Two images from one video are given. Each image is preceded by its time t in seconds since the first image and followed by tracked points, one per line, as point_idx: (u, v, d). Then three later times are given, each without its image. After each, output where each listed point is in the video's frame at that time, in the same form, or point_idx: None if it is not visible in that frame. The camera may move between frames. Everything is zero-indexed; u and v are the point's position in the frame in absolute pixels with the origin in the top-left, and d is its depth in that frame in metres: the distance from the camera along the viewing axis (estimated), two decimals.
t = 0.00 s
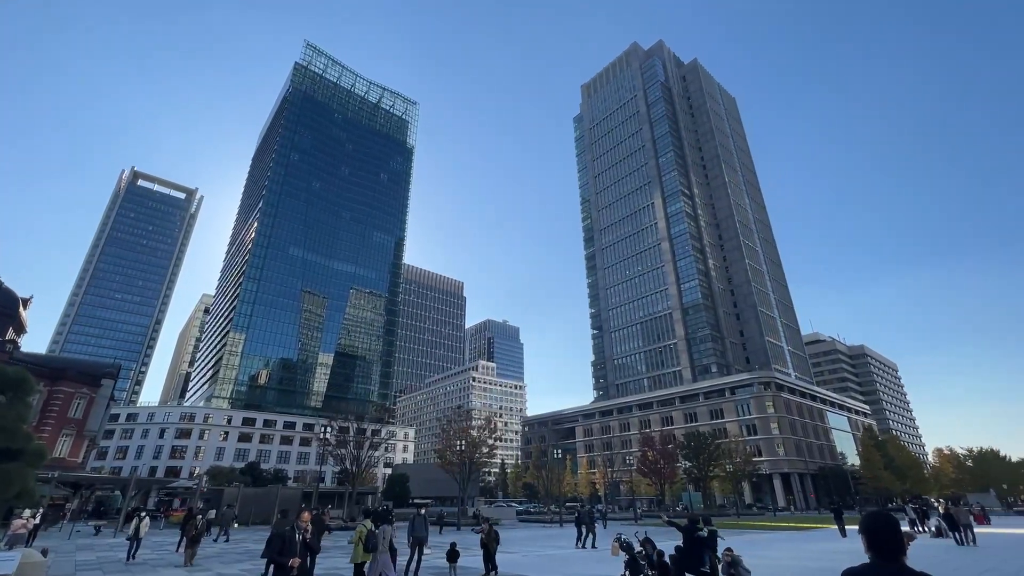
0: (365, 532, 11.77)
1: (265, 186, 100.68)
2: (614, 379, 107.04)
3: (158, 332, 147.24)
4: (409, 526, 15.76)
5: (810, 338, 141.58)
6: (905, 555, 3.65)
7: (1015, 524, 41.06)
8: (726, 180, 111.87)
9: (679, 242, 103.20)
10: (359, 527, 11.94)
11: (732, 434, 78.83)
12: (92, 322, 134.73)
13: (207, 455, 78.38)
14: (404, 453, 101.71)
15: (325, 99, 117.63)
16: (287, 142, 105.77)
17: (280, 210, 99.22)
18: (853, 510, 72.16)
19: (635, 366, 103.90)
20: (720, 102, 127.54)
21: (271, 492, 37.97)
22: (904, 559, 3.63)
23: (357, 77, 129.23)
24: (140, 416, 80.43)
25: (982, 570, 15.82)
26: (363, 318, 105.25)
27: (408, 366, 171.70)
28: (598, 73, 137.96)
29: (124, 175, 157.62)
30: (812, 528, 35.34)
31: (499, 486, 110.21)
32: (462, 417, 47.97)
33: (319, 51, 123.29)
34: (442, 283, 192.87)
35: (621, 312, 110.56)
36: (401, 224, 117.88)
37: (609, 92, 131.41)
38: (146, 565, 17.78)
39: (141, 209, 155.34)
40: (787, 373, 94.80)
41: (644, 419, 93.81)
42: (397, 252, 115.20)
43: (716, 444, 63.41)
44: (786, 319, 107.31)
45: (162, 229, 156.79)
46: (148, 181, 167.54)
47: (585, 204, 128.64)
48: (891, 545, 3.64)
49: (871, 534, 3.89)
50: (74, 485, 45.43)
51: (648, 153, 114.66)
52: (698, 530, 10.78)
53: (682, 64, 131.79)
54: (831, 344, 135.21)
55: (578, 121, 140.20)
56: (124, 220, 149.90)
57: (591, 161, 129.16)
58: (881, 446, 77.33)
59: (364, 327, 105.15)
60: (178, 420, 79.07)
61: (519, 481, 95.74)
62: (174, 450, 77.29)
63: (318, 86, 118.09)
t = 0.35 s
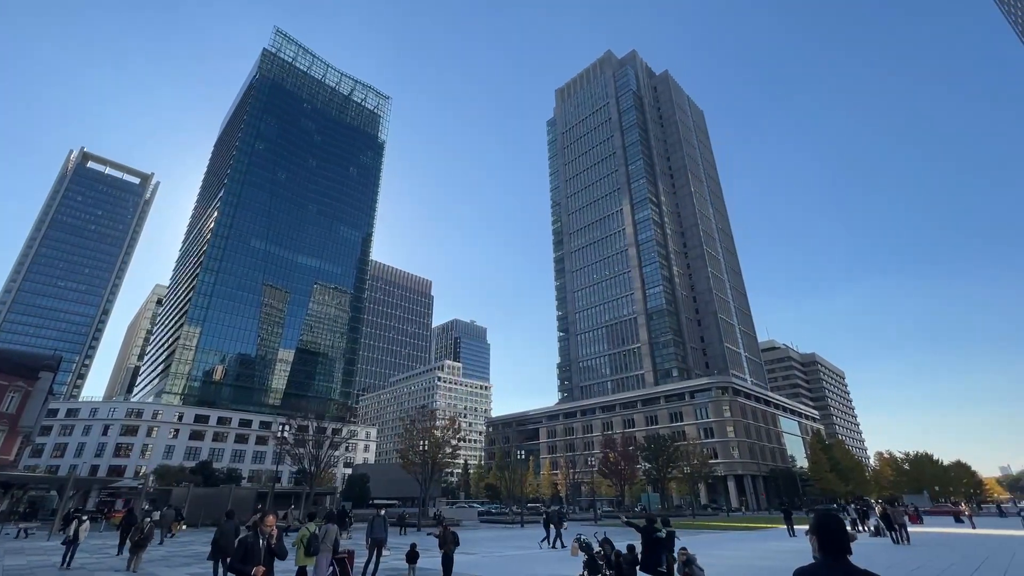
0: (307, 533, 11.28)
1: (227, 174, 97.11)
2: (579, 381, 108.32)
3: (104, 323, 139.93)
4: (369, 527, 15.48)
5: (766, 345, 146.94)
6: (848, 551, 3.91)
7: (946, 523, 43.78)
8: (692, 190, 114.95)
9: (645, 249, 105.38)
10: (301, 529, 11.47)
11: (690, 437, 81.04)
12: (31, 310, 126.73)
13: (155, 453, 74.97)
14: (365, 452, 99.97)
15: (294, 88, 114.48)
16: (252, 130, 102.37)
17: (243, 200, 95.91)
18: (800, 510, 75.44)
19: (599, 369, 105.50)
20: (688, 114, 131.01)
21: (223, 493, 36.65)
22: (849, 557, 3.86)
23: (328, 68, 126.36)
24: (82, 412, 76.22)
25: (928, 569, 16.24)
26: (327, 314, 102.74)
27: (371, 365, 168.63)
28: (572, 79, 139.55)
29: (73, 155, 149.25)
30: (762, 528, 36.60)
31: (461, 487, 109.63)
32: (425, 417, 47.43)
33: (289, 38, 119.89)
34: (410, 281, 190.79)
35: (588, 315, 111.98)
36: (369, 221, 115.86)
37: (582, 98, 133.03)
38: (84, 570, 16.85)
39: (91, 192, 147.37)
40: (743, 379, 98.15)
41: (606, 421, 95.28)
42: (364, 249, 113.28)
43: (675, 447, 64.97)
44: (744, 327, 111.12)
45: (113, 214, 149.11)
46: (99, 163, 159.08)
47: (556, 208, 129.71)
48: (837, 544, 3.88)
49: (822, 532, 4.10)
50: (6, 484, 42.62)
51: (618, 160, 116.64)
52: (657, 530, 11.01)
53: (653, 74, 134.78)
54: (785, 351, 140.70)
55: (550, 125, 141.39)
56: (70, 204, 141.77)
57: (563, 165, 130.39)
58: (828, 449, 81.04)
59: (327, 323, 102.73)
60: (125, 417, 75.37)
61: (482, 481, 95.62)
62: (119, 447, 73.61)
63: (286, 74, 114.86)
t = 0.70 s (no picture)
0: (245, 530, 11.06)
1: (185, 160, 93.08)
2: (543, 383, 109.07)
3: (44, 311, 132.02)
4: (326, 528, 15.16)
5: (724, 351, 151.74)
6: (785, 551, 4.10)
7: (883, 523, 46.30)
8: (659, 198, 117.62)
9: (612, 254, 107.08)
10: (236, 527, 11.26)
11: (649, 439, 82.86)
12: None
13: (95, 451, 71.08)
14: (323, 452, 97.66)
15: (260, 75, 110.87)
16: (214, 116, 98.53)
17: (202, 188, 92.17)
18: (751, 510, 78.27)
19: (563, 371, 106.56)
20: (657, 124, 134.04)
21: (171, 493, 35.12)
22: (785, 555, 4.06)
23: (297, 56, 122.93)
24: (15, 406, 71.47)
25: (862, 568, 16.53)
26: (288, 309, 99.68)
27: (333, 362, 164.76)
28: (546, 82, 140.57)
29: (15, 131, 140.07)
30: (714, 529, 37.78)
31: (422, 487, 108.64)
32: (387, 416, 46.66)
33: (258, 23, 116.00)
34: (376, 278, 187.77)
35: (555, 318, 112.85)
36: (335, 215, 113.31)
37: (556, 102, 134.19)
38: None
39: (34, 171, 138.60)
40: (702, 383, 101.06)
41: (569, 423, 96.33)
42: (329, 244, 110.72)
43: (635, 448, 66.22)
44: (704, 333, 114.44)
45: (58, 196, 140.72)
46: (44, 141, 149.83)
47: (526, 210, 130.21)
48: (775, 541, 4.06)
49: (768, 535, 4.23)
50: None
51: (589, 165, 118.14)
52: (617, 531, 11.19)
53: (625, 83, 137.29)
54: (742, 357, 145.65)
55: (523, 127, 141.95)
56: (10, 182, 132.89)
57: (535, 168, 131.11)
58: (778, 452, 84.48)
59: (288, 319, 99.76)
60: (63, 412, 71.14)
61: (443, 482, 94.99)
62: (55, 445, 69.32)
63: (253, 60, 111.13)
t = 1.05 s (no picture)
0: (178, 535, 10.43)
1: (141, 143, 88.78)
2: (508, 384, 109.18)
3: None
4: (280, 530, 14.70)
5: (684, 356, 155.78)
6: (728, 549, 4.28)
7: (827, 523, 48.51)
8: (627, 204, 119.79)
9: (580, 257, 108.35)
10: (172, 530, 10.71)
11: (610, 441, 84.18)
12: None
13: (29, 449, 66.58)
14: (280, 452, 94.79)
15: (225, 60, 106.92)
16: (174, 99, 94.36)
17: (158, 173, 88.14)
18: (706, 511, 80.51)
19: (528, 372, 107.05)
20: (628, 132, 136.50)
21: (113, 493, 33.27)
22: (726, 551, 4.24)
23: (265, 42, 119.04)
24: None
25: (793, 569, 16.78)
26: (247, 302, 96.41)
27: (294, 359, 160.19)
28: (520, 85, 141.00)
29: None
30: (668, 528, 38.87)
31: (382, 488, 106.90)
32: (348, 416, 45.64)
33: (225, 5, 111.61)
34: (341, 274, 183.81)
35: (522, 319, 113.19)
36: (301, 208, 110.24)
37: (529, 105, 134.82)
38: None
39: None
40: (662, 387, 103.42)
41: (533, 424, 96.76)
42: (293, 237, 107.66)
43: (596, 450, 67.03)
44: (666, 338, 117.19)
45: None
46: None
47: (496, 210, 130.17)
48: (719, 540, 4.22)
49: (712, 532, 4.39)
50: None
51: (560, 169, 119.13)
52: (578, 531, 11.22)
53: (598, 90, 139.23)
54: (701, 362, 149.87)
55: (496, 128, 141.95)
56: None
57: (507, 169, 131.24)
58: (733, 454, 87.36)
59: (246, 312, 96.31)
60: None
61: (404, 483, 93.81)
62: None
63: (218, 43, 107.01)
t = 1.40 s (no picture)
0: (109, 539, 9.71)
1: (92, 124, 84.08)
2: (474, 384, 108.73)
3: None
4: (232, 533, 14.15)
5: (648, 360, 158.89)
6: (690, 548, 4.35)
7: (777, 523, 50.36)
8: (597, 209, 121.39)
9: (550, 260, 109.03)
10: (108, 531, 10.12)
11: (574, 442, 84.99)
12: None
13: None
14: (235, 450, 91.51)
15: (189, 42, 102.65)
16: (131, 79, 89.83)
17: (110, 157, 83.69)
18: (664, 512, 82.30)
19: (495, 373, 106.96)
20: (600, 138, 138.35)
21: (50, 493, 31.08)
22: (687, 548, 4.35)
23: (232, 26, 114.76)
24: None
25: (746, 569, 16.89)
26: (204, 295, 92.60)
27: (253, 355, 155.12)
28: (496, 85, 140.91)
29: None
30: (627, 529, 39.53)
31: (342, 489, 104.66)
32: (308, 414, 44.31)
33: None
34: (306, 269, 179.13)
35: (490, 320, 112.97)
36: (266, 200, 106.86)
37: (504, 107, 134.86)
38: None
39: None
40: (626, 390, 105.16)
41: (498, 425, 96.74)
42: (256, 229, 104.17)
43: (560, 452, 67.51)
44: (631, 342, 119.25)
45: None
46: None
47: (468, 210, 129.59)
48: (683, 539, 4.29)
49: (678, 531, 4.43)
50: None
51: (532, 172, 119.59)
52: (539, 533, 11.16)
53: (572, 95, 140.55)
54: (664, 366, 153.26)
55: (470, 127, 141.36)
56: None
57: (479, 169, 130.84)
58: (692, 457, 89.70)
59: (203, 306, 92.53)
60: None
61: (365, 484, 92.09)
62: None
63: (181, 24, 102.53)
